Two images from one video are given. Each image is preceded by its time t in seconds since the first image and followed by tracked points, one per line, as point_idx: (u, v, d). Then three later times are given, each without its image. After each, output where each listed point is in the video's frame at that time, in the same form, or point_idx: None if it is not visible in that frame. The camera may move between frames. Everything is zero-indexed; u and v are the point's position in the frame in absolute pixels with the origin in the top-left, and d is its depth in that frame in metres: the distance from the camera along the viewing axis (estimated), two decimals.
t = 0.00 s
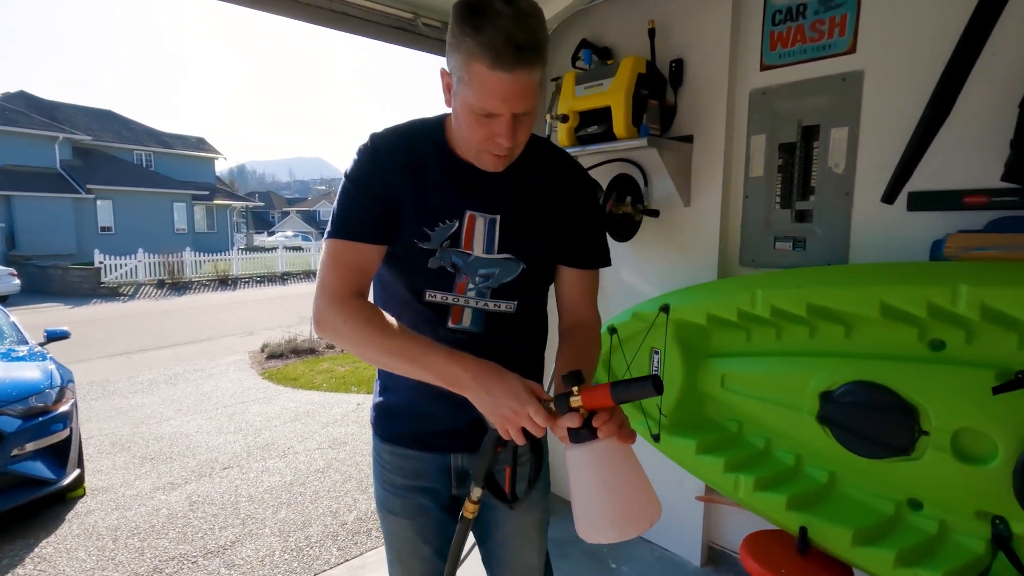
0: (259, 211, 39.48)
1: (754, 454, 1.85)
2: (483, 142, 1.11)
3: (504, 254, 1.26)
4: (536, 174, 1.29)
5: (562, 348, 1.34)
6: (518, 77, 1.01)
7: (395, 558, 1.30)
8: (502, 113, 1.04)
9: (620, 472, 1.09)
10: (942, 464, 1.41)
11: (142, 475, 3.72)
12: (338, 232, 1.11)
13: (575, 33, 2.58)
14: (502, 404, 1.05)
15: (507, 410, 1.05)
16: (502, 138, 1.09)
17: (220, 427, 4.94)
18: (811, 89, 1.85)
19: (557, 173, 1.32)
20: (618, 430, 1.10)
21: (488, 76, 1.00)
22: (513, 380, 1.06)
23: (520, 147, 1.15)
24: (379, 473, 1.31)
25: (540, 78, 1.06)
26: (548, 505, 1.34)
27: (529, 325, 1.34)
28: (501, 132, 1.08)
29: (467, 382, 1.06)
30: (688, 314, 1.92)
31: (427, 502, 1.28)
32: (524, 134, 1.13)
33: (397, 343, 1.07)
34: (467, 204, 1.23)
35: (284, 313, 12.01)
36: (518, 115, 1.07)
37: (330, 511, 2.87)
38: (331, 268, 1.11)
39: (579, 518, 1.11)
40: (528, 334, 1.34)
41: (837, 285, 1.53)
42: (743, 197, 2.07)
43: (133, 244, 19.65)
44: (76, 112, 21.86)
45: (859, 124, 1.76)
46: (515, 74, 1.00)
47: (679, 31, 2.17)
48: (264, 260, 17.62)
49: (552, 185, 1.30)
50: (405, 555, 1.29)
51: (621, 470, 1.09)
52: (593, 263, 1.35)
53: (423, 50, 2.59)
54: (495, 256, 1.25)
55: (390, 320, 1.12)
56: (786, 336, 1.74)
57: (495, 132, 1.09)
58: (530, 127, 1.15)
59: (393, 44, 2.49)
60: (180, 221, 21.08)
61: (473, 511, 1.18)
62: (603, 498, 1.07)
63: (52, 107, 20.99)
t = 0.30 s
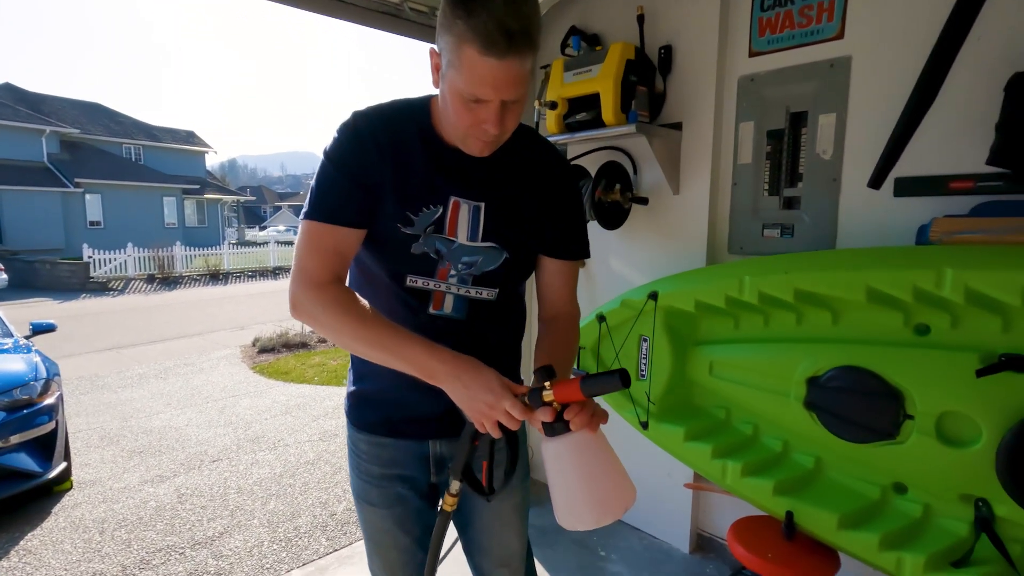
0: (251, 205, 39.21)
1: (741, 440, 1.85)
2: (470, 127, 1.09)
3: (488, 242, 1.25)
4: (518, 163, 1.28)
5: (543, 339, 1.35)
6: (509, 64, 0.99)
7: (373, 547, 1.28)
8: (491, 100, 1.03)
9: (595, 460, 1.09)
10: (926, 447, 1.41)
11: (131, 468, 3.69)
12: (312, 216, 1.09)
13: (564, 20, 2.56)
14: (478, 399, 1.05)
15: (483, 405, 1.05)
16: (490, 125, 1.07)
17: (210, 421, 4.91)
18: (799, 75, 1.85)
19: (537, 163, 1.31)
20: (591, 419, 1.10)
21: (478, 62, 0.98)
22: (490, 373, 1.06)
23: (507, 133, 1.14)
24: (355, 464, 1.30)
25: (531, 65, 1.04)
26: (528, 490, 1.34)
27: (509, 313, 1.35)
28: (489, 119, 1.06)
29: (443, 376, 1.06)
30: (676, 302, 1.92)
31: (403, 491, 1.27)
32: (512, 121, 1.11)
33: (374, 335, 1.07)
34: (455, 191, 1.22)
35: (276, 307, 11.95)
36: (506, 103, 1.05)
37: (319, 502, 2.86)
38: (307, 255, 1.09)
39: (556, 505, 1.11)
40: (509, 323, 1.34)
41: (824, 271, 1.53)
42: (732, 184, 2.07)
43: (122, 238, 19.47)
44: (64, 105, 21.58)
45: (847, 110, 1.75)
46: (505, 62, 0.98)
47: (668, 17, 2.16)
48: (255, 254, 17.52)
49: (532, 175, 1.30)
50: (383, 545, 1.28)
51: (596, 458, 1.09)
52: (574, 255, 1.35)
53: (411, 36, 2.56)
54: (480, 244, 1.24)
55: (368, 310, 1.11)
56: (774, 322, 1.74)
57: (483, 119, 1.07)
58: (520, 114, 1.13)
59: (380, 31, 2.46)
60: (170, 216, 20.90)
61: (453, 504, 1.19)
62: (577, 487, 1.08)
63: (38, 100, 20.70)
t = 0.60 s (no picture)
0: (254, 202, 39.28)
1: (744, 434, 1.85)
2: (463, 113, 1.09)
3: (487, 233, 1.25)
4: (518, 152, 1.28)
5: (544, 327, 1.35)
6: (501, 47, 0.98)
7: (379, 538, 1.29)
8: (484, 84, 1.02)
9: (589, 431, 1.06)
10: (931, 441, 1.41)
11: (136, 462, 3.71)
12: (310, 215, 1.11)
13: (568, 13, 2.55)
14: (458, 388, 1.06)
15: (464, 396, 1.05)
16: (484, 110, 1.07)
17: (215, 415, 4.94)
18: (805, 67, 1.83)
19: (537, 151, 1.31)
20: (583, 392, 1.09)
21: (470, 45, 0.98)
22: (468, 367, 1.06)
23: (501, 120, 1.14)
24: (362, 457, 1.30)
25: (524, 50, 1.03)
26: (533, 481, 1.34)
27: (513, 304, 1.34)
28: (482, 104, 1.06)
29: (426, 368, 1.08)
30: (679, 295, 1.91)
31: (410, 482, 1.27)
32: (505, 108, 1.11)
33: (365, 329, 1.10)
34: (451, 181, 1.21)
35: (280, 303, 11.98)
36: (499, 87, 1.05)
37: (324, 496, 2.87)
38: (309, 252, 1.14)
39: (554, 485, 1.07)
40: (512, 313, 1.34)
41: (829, 264, 1.52)
42: (736, 177, 2.06)
43: (127, 234, 19.53)
44: (68, 101, 21.64)
45: (853, 102, 1.74)
46: (499, 46, 0.98)
47: (673, 9, 2.15)
48: (259, 250, 17.56)
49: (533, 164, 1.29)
50: (391, 537, 1.28)
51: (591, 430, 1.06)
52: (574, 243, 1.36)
53: (414, 30, 2.55)
54: (479, 235, 1.24)
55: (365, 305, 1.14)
56: (778, 315, 1.74)
57: (476, 104, 1.07)
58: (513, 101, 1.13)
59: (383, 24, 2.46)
60: (175, 212, 20.97)
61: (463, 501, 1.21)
62: (574, 461, 1.04)
63: (43, 96, 20.76)
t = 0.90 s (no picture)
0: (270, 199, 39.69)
1: (762, 432, 1.83)
2: (442, 89, 1.07)
3: (486, 214, 1.21)
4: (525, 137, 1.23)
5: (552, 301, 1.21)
6: (463, 10, 0.96)
7: (401, 526, 1.31)
8: (453, 52, 1.00)
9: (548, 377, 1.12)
10: (956, 441, 1.38)
11: (156, 454, 3.78)
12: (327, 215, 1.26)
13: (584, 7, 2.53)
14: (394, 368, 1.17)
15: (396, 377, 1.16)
16: (458, 81, 1.04)
17: (232, 409, 5.00)
18: (826, 60, 1.80)
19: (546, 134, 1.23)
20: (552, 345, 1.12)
21: (432, 11, 0.97)
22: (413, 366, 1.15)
23: (485, 95, 1.10)
24: (388, 445, 1.32)
25: (495, 15, 1.01)
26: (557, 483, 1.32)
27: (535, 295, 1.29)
28: (454, 75, 1.03)
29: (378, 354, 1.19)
30: (696, 291, 1.89)
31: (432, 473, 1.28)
32: (485, 80, 1.07)
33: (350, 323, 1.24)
34: (445, 167, 1.20)
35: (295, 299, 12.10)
36: (471, 56, 1.02)
37: (339, 490, 2.90)
38: (332, 249, 1.30)
39: (495, 420, 1.15)
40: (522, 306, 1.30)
41: (851, 259, 1.49)
42: (755, 172, 2.03)
43: (147, 231, 19.85)
44: (90, 100, 22.02)
45: (876, 96, 1.71)
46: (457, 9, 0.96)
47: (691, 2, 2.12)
48: (276, 246, 17.75)
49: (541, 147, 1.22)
50: (412, 526, 1.29)
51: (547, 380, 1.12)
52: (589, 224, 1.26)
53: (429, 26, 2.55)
54: (478, 217, 1.20)
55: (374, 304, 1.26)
56: (796, 313, 1.72)
57: (450, 77, 1.04)
58: (495, 74, 1.09)
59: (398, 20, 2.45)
60: (193, 208, 21.26)
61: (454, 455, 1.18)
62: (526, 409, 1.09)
63: (65, 95, 21.14)
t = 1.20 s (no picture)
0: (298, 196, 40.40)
1: (798, 437, 1.78)
2: (459, 70, 1.08)
3: (512, 198, 1.13)
4: (553, 117, 1.12)
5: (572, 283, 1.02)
6: None
7: (445, 512, 1.32)
8: (466, 30, 1.01)
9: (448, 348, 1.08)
10: (1007, 450, 1.32)
11: (189, 446, 3.87)
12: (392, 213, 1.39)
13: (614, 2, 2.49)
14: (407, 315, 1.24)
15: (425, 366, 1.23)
16: (470, 59, 1.04)
17: (261, 403, 5.11)
18: (867, 53, 1.74)
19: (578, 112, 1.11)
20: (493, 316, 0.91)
21: None
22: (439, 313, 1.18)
23: (503, 75, 1.07)
24: (439, 430, 1.34)
25: None
26: (600, 495, 1.22)
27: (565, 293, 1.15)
28: (467, 53, 1.04)
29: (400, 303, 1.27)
30: (728, 291, 1.85)
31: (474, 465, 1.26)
32: (500, 59, 1.05)
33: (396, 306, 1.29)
34: (475, 156, 1.17)
35: (322, 295, 12.30)
36: (482, 32, 1.02)
37: (366, 485, 2.93)
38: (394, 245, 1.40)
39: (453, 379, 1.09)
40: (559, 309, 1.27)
41: (893, 260, 1.44)
42: (790, 169, 1.98)
43: (179, 228, 20.40)
44: (126, 101, 22.69)
45: (922, 89, 1.64)
46: None
47: None
48: (303, 243, 18.08)
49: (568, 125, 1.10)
50: (454, 515, 1.30)
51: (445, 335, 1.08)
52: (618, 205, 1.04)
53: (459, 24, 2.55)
54: (502, 201, 1.13)
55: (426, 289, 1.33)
56: (835, 314, 1.67)
57: (465, 56, 1.05)
58: (514, 55, 1.07)
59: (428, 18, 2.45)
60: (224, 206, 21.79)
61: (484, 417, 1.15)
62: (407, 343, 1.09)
63: (103, 96, 21.82)
